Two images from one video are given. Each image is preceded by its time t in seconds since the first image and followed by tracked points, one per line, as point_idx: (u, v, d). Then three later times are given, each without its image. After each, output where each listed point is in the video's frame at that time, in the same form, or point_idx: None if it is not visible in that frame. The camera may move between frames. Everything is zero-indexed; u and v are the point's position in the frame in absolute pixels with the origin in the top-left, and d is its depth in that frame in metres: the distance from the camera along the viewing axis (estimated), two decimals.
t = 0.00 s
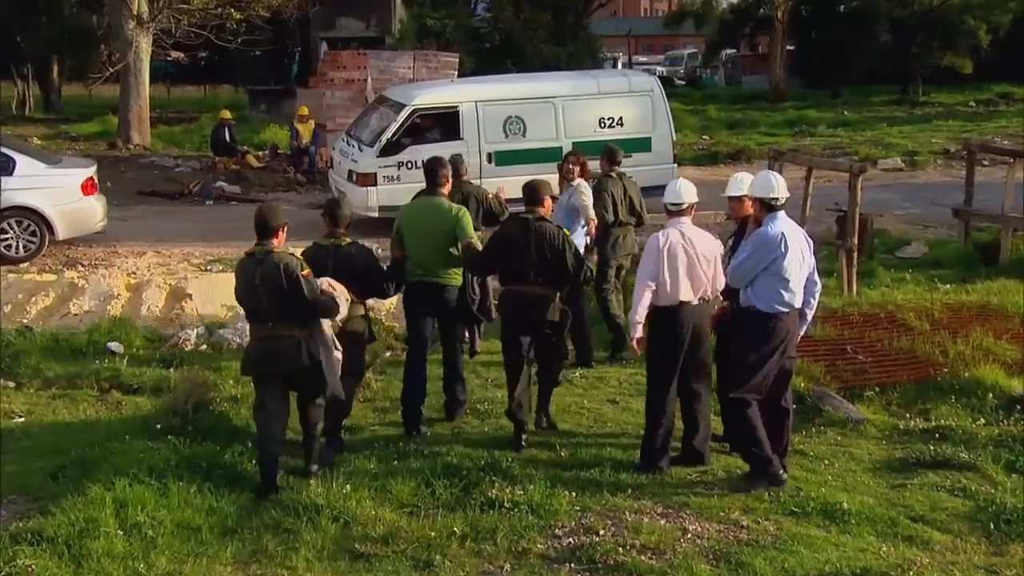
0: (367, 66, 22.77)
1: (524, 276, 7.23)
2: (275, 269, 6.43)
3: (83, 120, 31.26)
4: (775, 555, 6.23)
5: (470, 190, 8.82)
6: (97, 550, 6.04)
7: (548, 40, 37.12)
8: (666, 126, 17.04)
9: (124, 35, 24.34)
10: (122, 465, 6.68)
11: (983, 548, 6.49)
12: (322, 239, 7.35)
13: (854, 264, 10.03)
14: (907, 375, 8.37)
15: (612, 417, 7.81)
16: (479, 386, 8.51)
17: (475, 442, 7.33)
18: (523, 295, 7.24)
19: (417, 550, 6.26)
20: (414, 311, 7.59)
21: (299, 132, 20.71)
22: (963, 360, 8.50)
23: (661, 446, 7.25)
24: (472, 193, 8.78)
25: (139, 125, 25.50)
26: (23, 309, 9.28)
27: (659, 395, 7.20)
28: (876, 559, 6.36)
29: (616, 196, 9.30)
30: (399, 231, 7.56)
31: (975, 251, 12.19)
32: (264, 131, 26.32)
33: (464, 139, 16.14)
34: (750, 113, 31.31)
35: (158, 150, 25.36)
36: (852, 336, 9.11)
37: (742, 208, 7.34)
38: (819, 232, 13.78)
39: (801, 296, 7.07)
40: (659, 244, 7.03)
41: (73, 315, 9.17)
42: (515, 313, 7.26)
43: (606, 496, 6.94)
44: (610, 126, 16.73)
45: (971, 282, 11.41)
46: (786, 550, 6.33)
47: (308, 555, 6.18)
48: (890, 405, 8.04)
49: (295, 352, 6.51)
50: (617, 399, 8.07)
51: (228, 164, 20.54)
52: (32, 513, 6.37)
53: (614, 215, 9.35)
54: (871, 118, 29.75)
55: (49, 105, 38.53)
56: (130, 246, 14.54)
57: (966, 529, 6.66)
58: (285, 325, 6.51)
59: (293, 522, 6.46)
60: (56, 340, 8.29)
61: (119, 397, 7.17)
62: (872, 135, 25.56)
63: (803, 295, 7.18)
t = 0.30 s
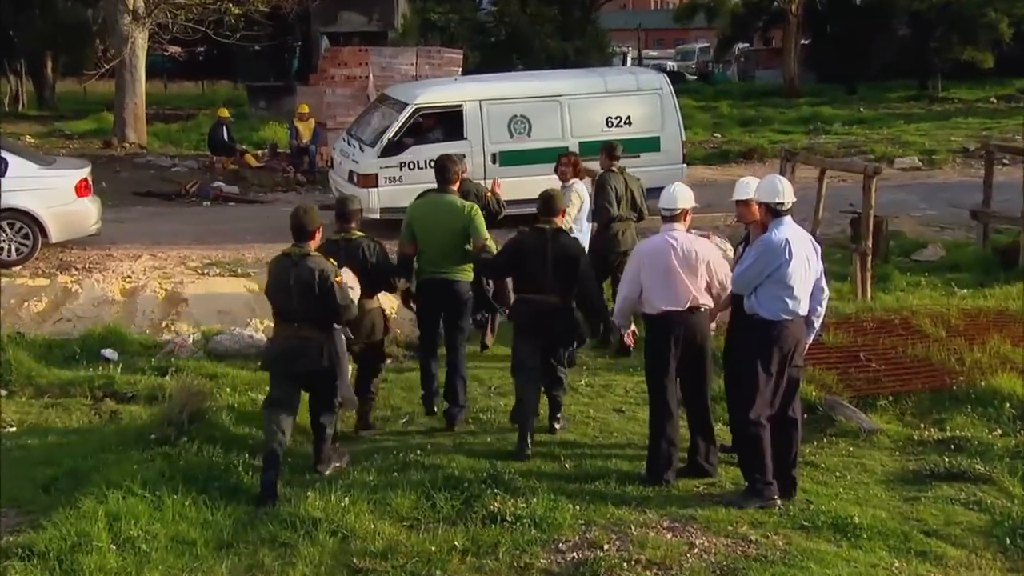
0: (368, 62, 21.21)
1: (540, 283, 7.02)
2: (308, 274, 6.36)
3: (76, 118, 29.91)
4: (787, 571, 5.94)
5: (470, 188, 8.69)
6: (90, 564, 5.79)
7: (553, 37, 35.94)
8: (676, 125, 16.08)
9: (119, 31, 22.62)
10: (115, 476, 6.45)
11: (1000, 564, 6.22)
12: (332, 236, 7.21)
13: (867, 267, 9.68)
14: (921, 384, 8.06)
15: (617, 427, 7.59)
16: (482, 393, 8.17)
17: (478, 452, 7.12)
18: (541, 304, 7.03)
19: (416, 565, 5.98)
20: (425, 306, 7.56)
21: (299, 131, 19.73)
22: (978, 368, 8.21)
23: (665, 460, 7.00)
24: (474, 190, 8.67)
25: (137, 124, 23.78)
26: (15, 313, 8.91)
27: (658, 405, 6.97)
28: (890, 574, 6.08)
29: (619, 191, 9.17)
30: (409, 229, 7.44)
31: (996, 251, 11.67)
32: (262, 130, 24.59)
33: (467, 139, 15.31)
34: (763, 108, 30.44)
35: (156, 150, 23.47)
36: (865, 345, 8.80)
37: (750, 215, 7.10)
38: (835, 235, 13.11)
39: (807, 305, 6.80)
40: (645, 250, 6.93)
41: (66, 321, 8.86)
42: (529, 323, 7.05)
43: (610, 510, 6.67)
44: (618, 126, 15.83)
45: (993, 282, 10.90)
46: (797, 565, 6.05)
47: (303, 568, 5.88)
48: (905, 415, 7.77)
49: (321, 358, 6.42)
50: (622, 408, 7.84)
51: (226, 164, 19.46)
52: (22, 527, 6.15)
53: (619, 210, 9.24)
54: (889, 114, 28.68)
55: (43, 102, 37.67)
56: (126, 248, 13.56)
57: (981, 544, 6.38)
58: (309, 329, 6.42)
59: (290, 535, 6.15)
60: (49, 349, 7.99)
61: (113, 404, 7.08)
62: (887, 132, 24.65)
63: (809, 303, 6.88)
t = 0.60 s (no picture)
0: (370, 61, 20.25)
1: (556, 271, 6.98)
2: (335, 259, 6.27)
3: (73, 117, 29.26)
4: None
5: (467, 190, 8.51)
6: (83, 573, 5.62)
7: (559, 33, 35.14)
8: (683, 126, 15.39)
9: (116, 29, 21.47)
10: (115, 484, 6.33)
11: None
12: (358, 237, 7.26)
13: (878, 272, 9.47)
14: (931, 393, 7.86)
15: (622, 436, 7.37)
16: (483, 400, 7.97)
17: (480, 461, 6.94)
18: (554, 288, 6.99)
19: None
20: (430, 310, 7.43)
21: (300, 131, 19.02)
22: (990, 376, 8.01)
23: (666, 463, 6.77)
24: (473, 196, 8.53)
25: (133, 122, 22.84)
26: (10, 318, 8.44)
27: (660, 406, 6.77)
28: None
29: (612, 195, 9.18)
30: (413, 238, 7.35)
31: (1008, 253, 11.36)
32: (262, 129, 23.94)
33: (470, 139, 14.66)
34: (772, 105, 29.97)
35: (155, 149, 22.62)
36: (875, 350, 8.60)
37: (754, 218, 6.87)
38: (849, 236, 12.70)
39: (811, 312, 6.59)
40: (643, 258, 6.75)
41: (62, 326, 8.43)
42: (544, 310, 7.06)
43: (614, 521, 6.44)
44: (624, 127, 15.12)
45: (1005, 287, 10.61)
46: None
47: None
48: (915, 423, 7.59)
49: (344, 342, 6.34)
50: (625, 416, 7.65)
51: (225, 165, 19.07)
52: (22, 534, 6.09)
53: (612, 215, 9.22)
54: (901, 112, 28.17)
55: (39, 99, 37.84)
56: (122, 252, 13.01)
57: (991, 557, 6.17)
58: (331, 317, 6.35)
59: (286, 548, 5.92)
60: (46, 355, 7.84)
61: (109, 411, 7.05)
62: (899, 131, 24.21)
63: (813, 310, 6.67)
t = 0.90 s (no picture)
0: (373, 59, 19.05)
1: (565, 281, 6.90)
2: (355, 269, 6.33)
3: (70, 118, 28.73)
4: None
5: (470, 182, 8.34)
6: None
7: (567, 31, 33.54)
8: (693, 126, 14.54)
9: (115, 26, 21.07)
10: (112, 495, 6.14)
11: None
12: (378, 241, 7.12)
13: (889, 276, 9.28)
14: (942, 401, 7.67)
15: (628, 444, 7.20)
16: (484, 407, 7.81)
17: (482, 470, 6.79)
18: (564, 300, 6.90)
19: None
20: (436, 307, 7.39)
21: (301, 131, 18.98)
22: (1003, 384, 7.81)
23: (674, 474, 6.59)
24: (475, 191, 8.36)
25: (131, 123, 22.63)
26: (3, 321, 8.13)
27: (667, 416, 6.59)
28: None
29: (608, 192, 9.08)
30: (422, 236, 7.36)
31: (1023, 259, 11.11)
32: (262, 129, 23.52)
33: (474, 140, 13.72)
34: (784, 104, 29.57)
35: (156, 149, 22.49)
36: (886, 357, 8.41)
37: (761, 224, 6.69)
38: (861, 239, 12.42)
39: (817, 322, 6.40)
40: (650, 267, 6.57)
41: (59, 330, 8.19)
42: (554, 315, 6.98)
43: (618, 532, 6.26)
44: (630, 128, 14.25)
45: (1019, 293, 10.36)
46: None
47: None
48: (926, 431, 7.39)
49: (370, 347, 6.45)
50: (631, 423, 7.49)
51: (226, 165, 18.75)
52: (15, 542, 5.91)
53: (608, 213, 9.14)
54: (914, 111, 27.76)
55: (37, 98, 37.38)
56: (122, 255, 12.61)
57: (1005, 569, 5.96)
58: (356, 323, 6.45)
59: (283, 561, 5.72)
60: (41, 357, 7.64)
61: (106, 417, 6.99)
62: (914, 130, 23.87)
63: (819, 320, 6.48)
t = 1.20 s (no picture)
0: (378, 59, 18.35)
1: (577, 270, 7.03)
2: (379, 264, 6.22)
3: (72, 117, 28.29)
4: None
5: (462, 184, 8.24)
6: None
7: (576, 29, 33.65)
8: (704, 128, 14.25)
9: (117, 26, 20.29)
10: (113, 508, 5.97)
11: None
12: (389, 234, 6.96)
13: (904, 280, 9.12)
14: (958, 410, 7.51)
15: (637, 454, 7.01)
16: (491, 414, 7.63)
17: (487, 479, 6.62)
18: (576, 288, 7.05)
19: None
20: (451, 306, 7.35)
21: (305, 132, 18.37)
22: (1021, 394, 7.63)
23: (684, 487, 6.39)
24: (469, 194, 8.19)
25: (135, 124, 21.83)
26: (4, 329, 8.15)
27: (676, 426, 6.39)
28: None
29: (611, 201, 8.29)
30: (442, 238, 7.30)
31: None
32: (267, 129, 23.14)
33: (482, 142, 13.39)
34: (799, 103, 29.15)
35: (157, 150, 21.81)
36: (900, 365, 8.24)
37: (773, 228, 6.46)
38: (877, 242, 12.16)
39: (828, 329, 6.15)
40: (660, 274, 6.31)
41: (59, 337, 8.10)
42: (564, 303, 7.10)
43: (627, 545, 6.05)
44: (641, 130, 13.95)
45: None
46: None
47: None
48: (941, 441, 7.22)
49: (392, 343, 6.29)
50: (639, 431, 7.32)
51: (229, 166, 18.44)
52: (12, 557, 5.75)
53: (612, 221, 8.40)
54: (932, 110, 27.36)
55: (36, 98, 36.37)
56: (123, 257, 12.30)
57: None
58: (380, 317, 6.31)
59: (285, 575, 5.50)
60: (41, 368, 7.53)
61: (107, 426, 6.89)
62: (931, 130, 23.56)
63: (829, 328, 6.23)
